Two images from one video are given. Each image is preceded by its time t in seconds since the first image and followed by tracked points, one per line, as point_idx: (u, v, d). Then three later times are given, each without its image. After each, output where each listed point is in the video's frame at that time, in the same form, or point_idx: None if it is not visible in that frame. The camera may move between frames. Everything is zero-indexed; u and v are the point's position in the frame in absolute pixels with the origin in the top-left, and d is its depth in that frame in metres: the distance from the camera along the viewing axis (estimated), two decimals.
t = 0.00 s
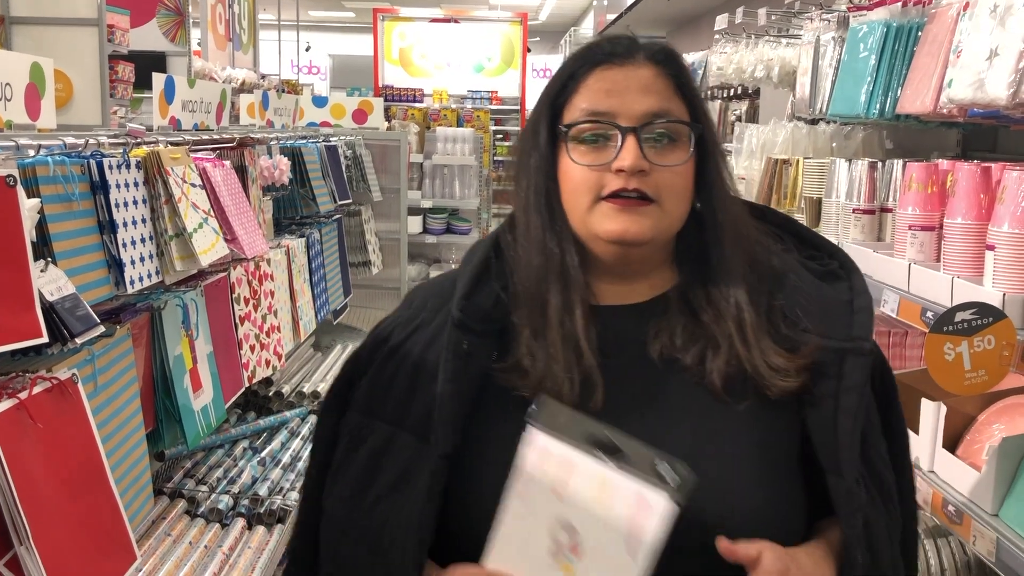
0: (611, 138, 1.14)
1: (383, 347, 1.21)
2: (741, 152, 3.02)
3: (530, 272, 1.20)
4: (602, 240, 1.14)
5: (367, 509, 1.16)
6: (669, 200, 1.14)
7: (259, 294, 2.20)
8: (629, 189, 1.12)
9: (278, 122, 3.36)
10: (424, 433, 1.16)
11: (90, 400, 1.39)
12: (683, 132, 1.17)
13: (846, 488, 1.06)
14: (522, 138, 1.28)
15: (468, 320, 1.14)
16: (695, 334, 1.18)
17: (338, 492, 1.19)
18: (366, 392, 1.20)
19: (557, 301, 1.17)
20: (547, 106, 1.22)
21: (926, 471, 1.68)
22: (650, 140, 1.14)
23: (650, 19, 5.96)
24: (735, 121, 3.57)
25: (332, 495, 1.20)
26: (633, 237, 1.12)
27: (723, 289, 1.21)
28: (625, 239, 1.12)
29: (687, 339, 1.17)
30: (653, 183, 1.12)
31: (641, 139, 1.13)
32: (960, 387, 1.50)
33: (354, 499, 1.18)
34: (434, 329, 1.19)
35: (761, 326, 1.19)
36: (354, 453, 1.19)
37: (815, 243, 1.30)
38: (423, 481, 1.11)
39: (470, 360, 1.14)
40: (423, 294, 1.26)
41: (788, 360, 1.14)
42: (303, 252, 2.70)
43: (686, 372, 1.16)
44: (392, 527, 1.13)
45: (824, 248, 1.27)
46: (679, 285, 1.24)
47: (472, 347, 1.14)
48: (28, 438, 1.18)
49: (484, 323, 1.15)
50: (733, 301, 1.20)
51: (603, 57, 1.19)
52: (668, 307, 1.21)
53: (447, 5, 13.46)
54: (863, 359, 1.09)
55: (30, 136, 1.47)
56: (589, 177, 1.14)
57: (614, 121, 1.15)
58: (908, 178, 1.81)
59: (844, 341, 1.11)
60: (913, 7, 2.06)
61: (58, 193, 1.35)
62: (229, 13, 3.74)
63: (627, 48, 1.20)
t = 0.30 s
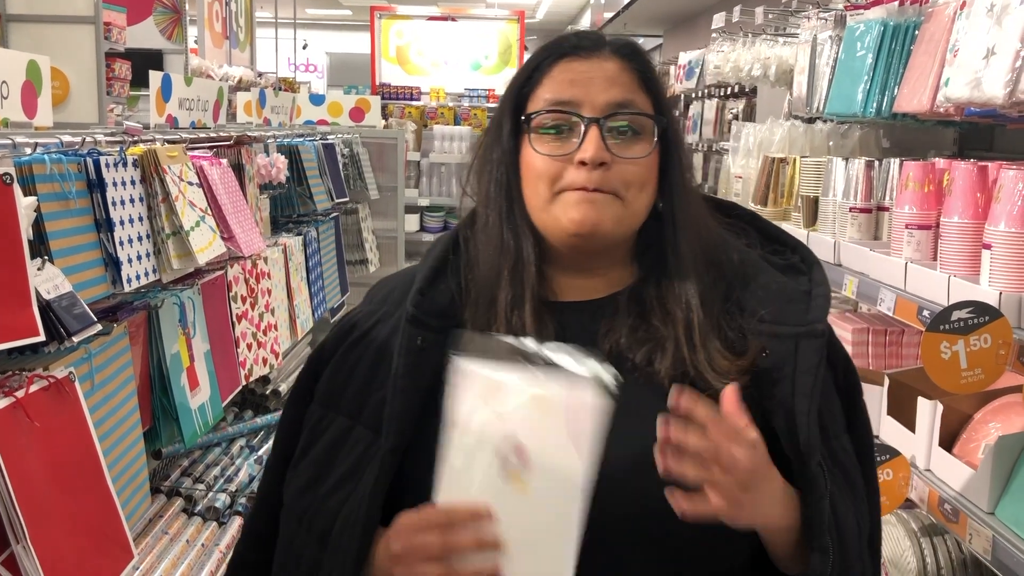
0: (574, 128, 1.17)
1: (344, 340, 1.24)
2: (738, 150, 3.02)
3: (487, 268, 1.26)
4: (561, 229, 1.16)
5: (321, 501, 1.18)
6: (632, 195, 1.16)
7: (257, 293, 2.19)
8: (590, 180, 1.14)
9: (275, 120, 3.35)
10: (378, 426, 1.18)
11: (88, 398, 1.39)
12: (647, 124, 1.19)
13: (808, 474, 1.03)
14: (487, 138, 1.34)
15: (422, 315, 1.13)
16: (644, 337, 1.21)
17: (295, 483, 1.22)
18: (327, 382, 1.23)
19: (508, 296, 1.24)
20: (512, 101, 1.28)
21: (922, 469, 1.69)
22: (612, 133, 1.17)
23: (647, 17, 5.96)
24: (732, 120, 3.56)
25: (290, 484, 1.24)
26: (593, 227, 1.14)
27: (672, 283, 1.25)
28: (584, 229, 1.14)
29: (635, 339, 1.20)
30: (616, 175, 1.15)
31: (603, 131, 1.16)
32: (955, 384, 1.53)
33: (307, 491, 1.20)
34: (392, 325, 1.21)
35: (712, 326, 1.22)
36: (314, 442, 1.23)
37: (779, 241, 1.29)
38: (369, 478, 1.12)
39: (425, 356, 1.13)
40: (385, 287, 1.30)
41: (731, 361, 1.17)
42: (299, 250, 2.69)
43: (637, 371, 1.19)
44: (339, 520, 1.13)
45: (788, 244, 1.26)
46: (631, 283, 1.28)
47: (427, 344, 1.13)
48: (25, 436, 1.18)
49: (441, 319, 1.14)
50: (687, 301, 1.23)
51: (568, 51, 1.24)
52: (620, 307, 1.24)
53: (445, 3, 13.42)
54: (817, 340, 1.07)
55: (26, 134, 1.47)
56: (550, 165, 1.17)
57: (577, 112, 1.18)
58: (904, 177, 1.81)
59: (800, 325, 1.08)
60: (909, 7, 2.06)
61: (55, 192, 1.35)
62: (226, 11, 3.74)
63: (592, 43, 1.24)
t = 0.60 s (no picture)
0: (533, 177, 1.19)
1: (312, 365, 1.22)
2: (734, 150, 3.02)
3: (447, 301, 1.26)
4: (525, 277, 1.21)
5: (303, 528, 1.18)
6: (593, 236, 1.20)
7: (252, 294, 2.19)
8: (548, 234, 1.18)
9: (271, 121, 3.35)
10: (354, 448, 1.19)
11: (84, 400, 1.39)
12: (611, 172, 1.20)
13: (763, 482, 1.10)
14: (448, 157, 1.32)
15: (385, 337, 1.17)
16: (600, 348, 1.24)
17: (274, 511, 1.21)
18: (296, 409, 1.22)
19: (465, 332, 1.22)
20: (473, 123, 1.25)
21: (918, 468, 1.69)
22: (574, 182, 1.18)
23: (644, 17, 5.96)
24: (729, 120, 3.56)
25: (270, 512, 1.22)
26: (555, 279, 1.19)
27: (634, 302, 1.27)
28: (543, 280, 1.19)
29: (592, 355, 1.23)
30: (576, 223, 1.18)
31: (564, 183, 1.17)
32: (951, 383, 1.50)
33: (290, 516, 1.20)
34: (359, 348, 1.21)
35: (673, 336, 1.26)
36: (288, 468, 1.22)
37: (740, 248, 1.34)
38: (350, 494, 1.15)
39: (390, 378, 1.17)
40: (354, 304, 1.28)
41: (688, 397, 1.18)
42: (296, 251, 2.69)
43: (596, 384, 1.23)
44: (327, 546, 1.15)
45: (748, 252, 1.32)
46: (598, 298, 1.30)
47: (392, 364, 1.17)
48: (21, 438, 1.18)
49: (399, 338, 1.18)
50: (638, 309, 1.26)
51: (540, 63, 1.21)
52: (578, 318, 1.27)
53: (441, 3, 13.41)
54: (775, 354, 1.11)
55: (22, 135, 1.47)
56: (509, 215, 1.19)
57: (538, 163, 1.18)
58: (900, 177, 1.82)
59: (757, 338, 1.13)
60: (905, 7, 2.07)
61: (51, 192, 1.35)
62: (222, 11, 3.73)
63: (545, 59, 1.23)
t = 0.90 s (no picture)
0: (512, 173, 1.19)
1: (293, 369, 1.21)
2: (731, 152, 3.03)
3: (431, 296, 1.27)
4: (507, 271, 1.21)
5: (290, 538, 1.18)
6: (575, 231, 1.21)
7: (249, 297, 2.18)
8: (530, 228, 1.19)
9: (268, 124, 3.35)
10: (341, 452, 1.18)
11: (80, 403, 1.39)
12: (590, 166, 1.21)
13: (738, 478, 1.10)
14: (430, 155, 1.33)
15: (374, 336, 1.16)
16: (584, 345, 1.25)
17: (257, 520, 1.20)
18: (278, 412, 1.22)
19: (451, 327, 1.25)
20: (452, 122, 1.25)
21: (914, 469, 1.69)
22: (554, 177, 1.19)
23: (640, 19, 5.97)
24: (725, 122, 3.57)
25: (252, 521, 1.21)
26: (538, 273, 1.20)
27: (617, 298, 1.28)
28: (527, 273, 1.19)
29: (576, 351, 1.24)
30: (558, 217, 1.19)
31: (544, 177, 1.18)
32: (947, 384, 1.52)
33: (274, 523, 1.19)
34: (343, 349, 1.21)
35: (656, 330, 1.28)
36: (269, 475, 1.21)
37: (719, 247, 1.34)
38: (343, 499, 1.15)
39: (382, 376, 1.17)
40: (334, 307, 1.27)
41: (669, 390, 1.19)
42: (293, 253, 2.69)
43: (580, 382, 1.23)
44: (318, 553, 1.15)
45: (727, 251, 1.32)
46: (581, 295, 1.30)
47: (383, 364, 1.17)
48: (17, 442, 1.18)
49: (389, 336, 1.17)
50: (620, 304, 1.28)
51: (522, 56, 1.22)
52: (562, 315, 1.28)
53: (438, 5, 13.42)
54: (756, 350, 1.12)
55: (17, 138, 1.46)
56: (491, 210, 1.20)
57: (518, 155, 1.19)
58: (895, 178, 1.82)
59: (740, 333, 1.14)
60: (899, 8, 2.08)
61: (46, 196, 1.35)
62: (218, 14, 3.73)
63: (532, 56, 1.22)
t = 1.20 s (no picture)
0: (506, 143, 1.21)
1: (283, 379, 1.22)
2: (729, 155, 3.03)
3: (422, 285, 1.27)
4: (503, 254, 1.20)
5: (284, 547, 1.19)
6: (567, 210, 1.21)
7: (249, 301, 2.19)
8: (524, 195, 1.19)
9: (268, 128, 3.36)
10: (334, 462, 1.19)
11: (79, 407, 1.39)
12: (576, 134, 1.23)
13: (739, 478, 1.12)
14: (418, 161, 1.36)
15: (366, 344, 1.16)
16: (574, 346, 1.25)
17: (250, 531, 1.21)
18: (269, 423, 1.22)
19: (444, 313, 1.24)
20: (444, 119, 1.30)
21: (912, 472, 1.69)
22: (543, 147, 1.21)
23: (639, 22, 5.98)
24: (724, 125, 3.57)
25: (245, 532, 1.22)
26: (532, 252, 1.19)
27: (605, 297, 1.29)
28: (524, 252, 1.18)
29: (569, 353, 1.24)
30: (549, 185, 1.19)
31: (534, 142, 1.20)
32: (942, 386, 1.54)
33: (266, 534, 1.20)
34: (334, 356, 1.21)
35: (647, 331, 1.29)
36: (263, 482, 1.22)
37: (709, 244, 1.38)
38: (340, 503, 1.15)
39: (374, 386, 1.17)
40: (324, 314, 1.28)
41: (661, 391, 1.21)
42: (292, 257, 2.70)
43: (573, 386, 1.23)
44: (310, 561, 1.16)
45: (716, 249, 1.36)
46: (574, 292, 1.31)
47: (375, 372, 1.18)
48: (16, 446, 1.18)
49: (381, 346, 1.18)
50: (611, 304, 1.28)
51: (497, 70, 1.26)
52: (553, 319, 1.28)
53: (438, 10, 13.43)
54: (752, 350, 1.14)
55: (17, 143, 1.47)
56: (484, 181, 1.20)
57: (507, 125, 1.21)
58: (892, 181, 1.83)
59: (735, 334, 1.16)
60: (897, 12, 2.09)
61: (46, 201, 1.35)
62: (218, 19, 3.74)
63: (514, 65, 1.26)
